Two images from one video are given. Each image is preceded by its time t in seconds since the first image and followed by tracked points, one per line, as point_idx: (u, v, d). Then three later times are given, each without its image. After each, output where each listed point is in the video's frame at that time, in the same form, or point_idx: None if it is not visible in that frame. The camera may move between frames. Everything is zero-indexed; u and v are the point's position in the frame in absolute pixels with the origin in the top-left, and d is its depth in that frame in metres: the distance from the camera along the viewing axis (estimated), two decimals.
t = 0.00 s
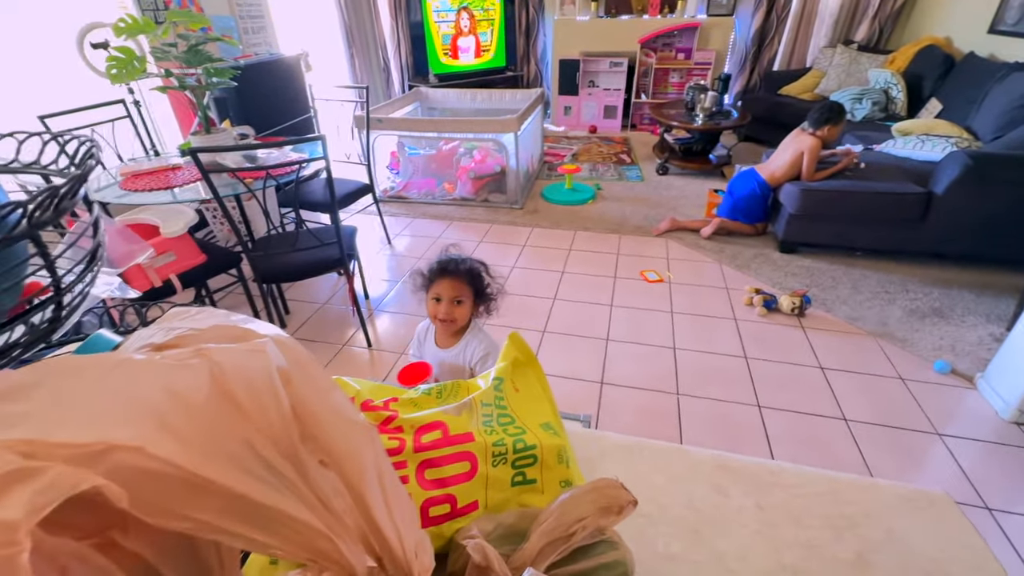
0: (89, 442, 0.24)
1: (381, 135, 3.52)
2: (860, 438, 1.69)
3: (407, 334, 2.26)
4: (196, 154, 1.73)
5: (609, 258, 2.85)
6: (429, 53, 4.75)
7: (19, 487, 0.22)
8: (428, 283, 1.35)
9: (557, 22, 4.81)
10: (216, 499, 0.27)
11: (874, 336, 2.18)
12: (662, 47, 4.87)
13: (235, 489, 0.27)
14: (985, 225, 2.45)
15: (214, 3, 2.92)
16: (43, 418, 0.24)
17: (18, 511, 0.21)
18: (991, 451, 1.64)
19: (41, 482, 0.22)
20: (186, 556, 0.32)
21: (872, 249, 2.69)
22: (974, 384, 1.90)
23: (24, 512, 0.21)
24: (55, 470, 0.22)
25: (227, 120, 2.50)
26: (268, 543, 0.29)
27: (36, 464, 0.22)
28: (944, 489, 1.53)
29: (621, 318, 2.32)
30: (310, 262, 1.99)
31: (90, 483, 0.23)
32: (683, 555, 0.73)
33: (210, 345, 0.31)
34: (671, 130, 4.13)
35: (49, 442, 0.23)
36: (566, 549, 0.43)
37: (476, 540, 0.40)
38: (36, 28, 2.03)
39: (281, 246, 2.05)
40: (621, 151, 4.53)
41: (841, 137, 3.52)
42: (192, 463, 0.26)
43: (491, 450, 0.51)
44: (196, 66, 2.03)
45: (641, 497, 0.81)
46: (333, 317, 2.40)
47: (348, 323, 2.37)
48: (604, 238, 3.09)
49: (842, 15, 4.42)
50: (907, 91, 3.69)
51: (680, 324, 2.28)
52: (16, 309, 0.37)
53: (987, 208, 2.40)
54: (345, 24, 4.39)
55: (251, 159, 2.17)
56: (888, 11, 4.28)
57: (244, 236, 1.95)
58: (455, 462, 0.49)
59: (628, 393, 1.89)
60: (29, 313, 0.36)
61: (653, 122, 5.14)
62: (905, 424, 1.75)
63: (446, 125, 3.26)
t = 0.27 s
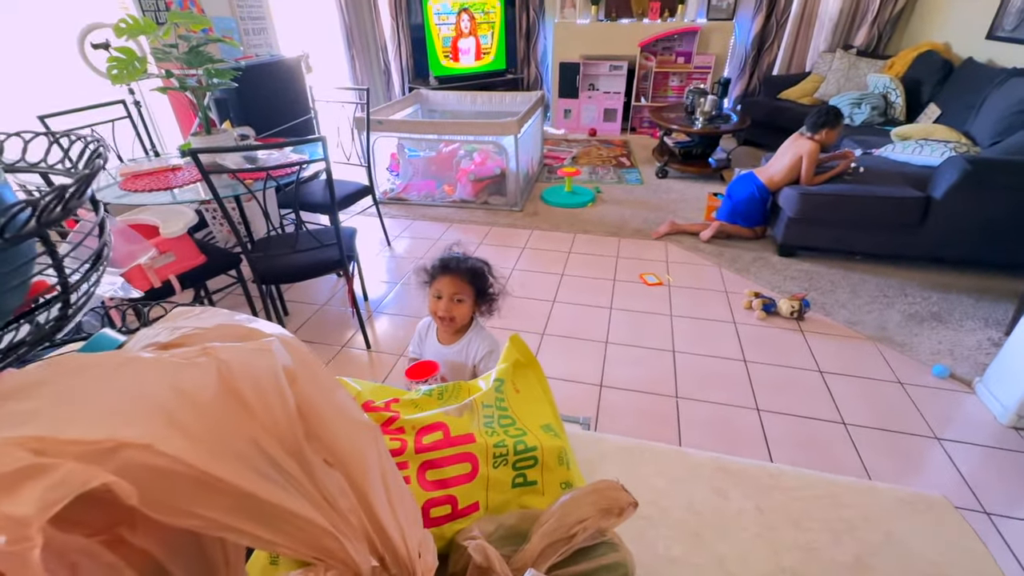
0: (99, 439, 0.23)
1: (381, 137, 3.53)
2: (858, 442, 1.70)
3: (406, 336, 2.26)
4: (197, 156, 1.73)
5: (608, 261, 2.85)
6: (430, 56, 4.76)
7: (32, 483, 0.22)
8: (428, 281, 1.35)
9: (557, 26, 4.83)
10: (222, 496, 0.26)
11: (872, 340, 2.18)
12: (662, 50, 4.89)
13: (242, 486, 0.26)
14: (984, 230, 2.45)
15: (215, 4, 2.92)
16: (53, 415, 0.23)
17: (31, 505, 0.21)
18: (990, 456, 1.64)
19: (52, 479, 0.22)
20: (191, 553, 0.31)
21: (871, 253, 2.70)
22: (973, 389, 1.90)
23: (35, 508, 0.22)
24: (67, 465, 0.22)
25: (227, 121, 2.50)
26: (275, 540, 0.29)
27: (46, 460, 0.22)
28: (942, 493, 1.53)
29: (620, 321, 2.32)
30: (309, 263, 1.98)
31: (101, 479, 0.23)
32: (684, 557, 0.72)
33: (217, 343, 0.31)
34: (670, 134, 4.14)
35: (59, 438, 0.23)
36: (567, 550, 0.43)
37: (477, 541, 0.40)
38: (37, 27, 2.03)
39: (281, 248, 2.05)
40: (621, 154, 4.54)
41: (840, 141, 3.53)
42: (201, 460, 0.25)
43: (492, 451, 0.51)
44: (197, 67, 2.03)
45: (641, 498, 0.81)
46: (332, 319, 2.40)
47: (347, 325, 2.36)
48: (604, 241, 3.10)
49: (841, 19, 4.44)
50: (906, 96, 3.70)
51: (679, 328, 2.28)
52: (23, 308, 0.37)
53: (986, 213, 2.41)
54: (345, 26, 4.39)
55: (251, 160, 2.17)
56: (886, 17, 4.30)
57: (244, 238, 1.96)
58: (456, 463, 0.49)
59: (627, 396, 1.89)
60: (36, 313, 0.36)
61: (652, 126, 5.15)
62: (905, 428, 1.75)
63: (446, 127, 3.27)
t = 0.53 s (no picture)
0: (105, 443, 0.24)
1: (377, 143, 3.54)
2: (850, 448, 1.71)
3: (400, 342, 2.25)
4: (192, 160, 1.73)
5: (603, 267, 2.87)
6: (426, 62, 4.75)
7: (39, 487, 0.23)
8: (433, 281, 1.35)
9: (554, 34, 4.88)
10: (224, 499, 0.27)
11: (864, 347, 2.20)
12: (656, 59, 4.93)
13: (244, 489, 0.27)
14: (972, 239, 2.49)
15: (212, 9, 2.92)
16: (59, 421, 0.24)
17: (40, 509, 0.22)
18: (980, 463, 1.66)
19: (60, 483, 0.23)
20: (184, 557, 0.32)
21: (862, 261, 2.73)
22: (963, 396, 1.92)
23: (44, 512, 0.22)
24: (75, 470, 0.23)
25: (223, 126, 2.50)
26: (274, 543, 0.29)
27: (53, 464, 0.23)
28: (933, 499, 1.54)
29: (614, 328, 2.33)
30: (304, 269, 1.98)
31: (107, 483, 0.24)
32: (676, 562, 0.73)
33: (219, 350, 0.31)
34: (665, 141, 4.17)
35: (66, 443, 0.23)
36: (562, 554, 0.44)
37: (473, 546, 0.40)
38: (31, 30, 2.02)
39: (277, 252, 2.05)
40: (616, 161, 4.57)
41: (832, 150, 3.58)
42: (205, 464, 0.26)
43: (487, 457, 0.51)
44: (193, 72, 2.03)
45: (635, 503, 0.81)
46: (327, 324, 2.39)
47: (341, 330, 2.36)
48: (599, 247, 3.11)
49: (833, 30, 4.51)
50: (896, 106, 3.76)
51: (673, 334, 2.29)
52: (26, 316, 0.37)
53: (974, 222, 2.44)
54: (342, 33, 4.40)
55: (246, 165, 2.17)
56: (877, 28, 4.37)
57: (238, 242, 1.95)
58: (451, 469, 0.50)
59: (622, 402, 1.89)
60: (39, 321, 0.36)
61: (647, 133, 5.19)
62: (896, 435, 1.76)
63: (442, 134, 3.28)
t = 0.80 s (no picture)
0: (129, 445, 0.25)
1: (370, 149, 3.54)
2: (839, 452, 1.73)
3: (394, 348, 2.25)
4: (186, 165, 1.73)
5: (596, 274, 2.89)
6: (420, 69, 4.77)
7: (68, 487, 0.24)
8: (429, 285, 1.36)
9: (546, 43, 4.93)
10: (239, 496, 0.28)
11: (852, 353, 2.23)
12: (648, 68, 5.00)
13: (256, 487, 0.28)
14: (957, 247, 2.54)
15: (205, 15, 2.93)
16: (87, 420, 0.25)
17: (72, 508, 0.24)
18: (966, 467, 1.69)
19: (88, 483, 0.24)
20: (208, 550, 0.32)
21: (850, 268, 2.78)
22: (949, 401, 1.96)
23: (77, 509, 0.24)
24: (101, 471, 0.24)
25: (216, 132, 2.49)
26: (287, 541, 0.30)
27: (81, 465, 0.24)
28: (920, 502, 1.57)
29: (607, 334, 2.34)
30: (297, 274, 1.98)
31: (131, 484, 0.25)
32: (669, 564, 0.74)
33: (231, 356, 0.32)
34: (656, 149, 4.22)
35: (93, 445, 0.25)
36: (559, 556, 0.44)
37: (472, 548, 0.41)
38: (23, 35, 2.02)
39: (270, 258, 2.04)
40: (608, 169, 4.61)
41: (820, 159, 3.64)
42: (221, 463, 0.27)
43: (485, 461, 0.52)
44: (187, 78, 2.03)
45: (629, 506, 0.82)
46: (319, 331, 2.38)
47: (334, 336, 2.35)
48: (591, 254, 3.13)
49: (819, 41, 4.61)
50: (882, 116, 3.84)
51: (665, 340, 2.31)
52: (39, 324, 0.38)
53: (958, 231, 2.50)
54: (337, 41, 4.40)
55: (239, 170, 2.16)
56: (863, 40, 4.46)
57: (231, 247, 1.94)
58: (450, 472, 0.51)
59: (615, 408, 1.91)
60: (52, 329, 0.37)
61: (639, 141, 5.25)
62: (884, 439, 1.79)
63: (436, 141, 3.30)
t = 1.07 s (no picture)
0: (167, 444, 0.27)
1: (360, 161, 3.56)
2: (821, 458, 1.78)
3: (383, 359, 2.25)
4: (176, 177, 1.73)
5: (583, 284, 2.93)
6: (408, 82, 4.82)
7: (117, 482, 0.25)
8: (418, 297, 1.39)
9: (534, 57, 5.03)
10: (262, 490, 0.29)
11: (833, 361, 2.29)
12: (633, 83, 5.10)
13: (280, 481, 0.29)
14: (930, 258, 2.63)
15: (195, 27, 2.95)
16: (131, 421, 0.27)
17: (122, 500, 0.25)
18: (943, 471, 1.74)
19: (134, 479, 0.26)
20: (235, 538, 0.33)
21: (830, 278, 2.85)
22: (925, 407, 2.02)
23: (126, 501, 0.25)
24: (145, 468, 0.26)
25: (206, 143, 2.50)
26: (308, 535, 0.31)
27: (127, 462, 0.26)
28: (898, 505, 1.61)
29: (595, 344, 2.38)
30: (287, 285, 1.98)
31: (171, 479, 0.27)
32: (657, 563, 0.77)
33: (249, 363, 0.34)
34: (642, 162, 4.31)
35: (136, 444, 0.26)
36: (552, 556, 0.46)
37: (469, 548, 0.43)
38: (11, 45, 2.01)
39: (259, 269, 2.05)
40: (595, 181, 4.69)
41: (799, 172, 3.74)
42: (248, 458, 0.28)
43: (480, 466, 0.54)
44: (176, 90, 2.04)
45: (618, 510, 0.84)
46: (308, 342, 2.38)
47: (323, 347, 2.35)
48: (579, 265, 3.18)
49: (797, 58, 4.79)
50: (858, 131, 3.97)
51: (652, 349, 2.35)
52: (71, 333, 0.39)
53: (932, 242, 2.59)
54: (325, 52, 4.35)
55: (228, 182, 2.17)
56: (839, 57, 4.62)
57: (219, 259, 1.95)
58: (446, 477, 0.52)
59: (604, 417, 1.93)
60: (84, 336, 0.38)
61: (625, 154, 5.34)
62: (864, 445, 1.84)
63: (425, 153, 3.33)
